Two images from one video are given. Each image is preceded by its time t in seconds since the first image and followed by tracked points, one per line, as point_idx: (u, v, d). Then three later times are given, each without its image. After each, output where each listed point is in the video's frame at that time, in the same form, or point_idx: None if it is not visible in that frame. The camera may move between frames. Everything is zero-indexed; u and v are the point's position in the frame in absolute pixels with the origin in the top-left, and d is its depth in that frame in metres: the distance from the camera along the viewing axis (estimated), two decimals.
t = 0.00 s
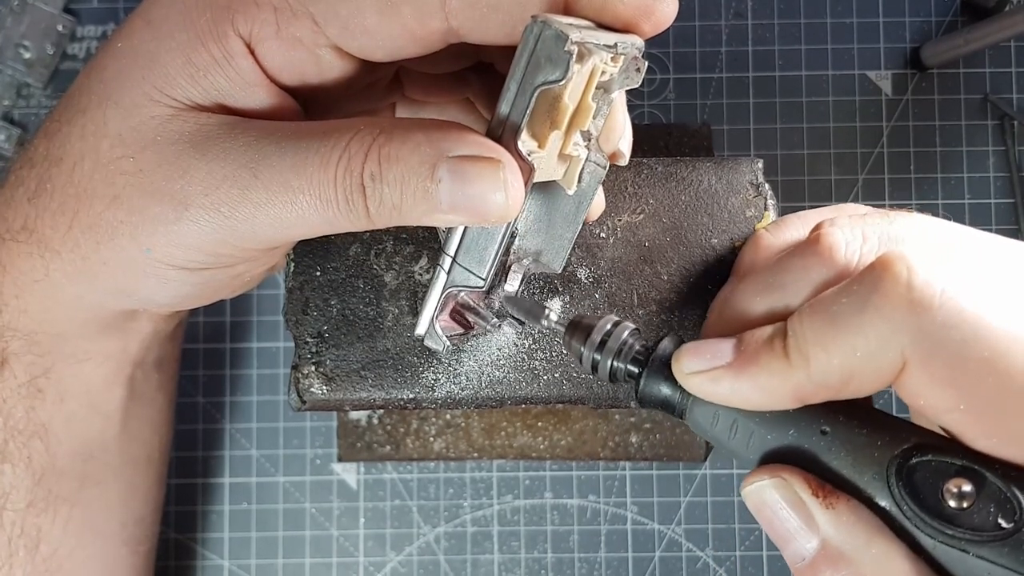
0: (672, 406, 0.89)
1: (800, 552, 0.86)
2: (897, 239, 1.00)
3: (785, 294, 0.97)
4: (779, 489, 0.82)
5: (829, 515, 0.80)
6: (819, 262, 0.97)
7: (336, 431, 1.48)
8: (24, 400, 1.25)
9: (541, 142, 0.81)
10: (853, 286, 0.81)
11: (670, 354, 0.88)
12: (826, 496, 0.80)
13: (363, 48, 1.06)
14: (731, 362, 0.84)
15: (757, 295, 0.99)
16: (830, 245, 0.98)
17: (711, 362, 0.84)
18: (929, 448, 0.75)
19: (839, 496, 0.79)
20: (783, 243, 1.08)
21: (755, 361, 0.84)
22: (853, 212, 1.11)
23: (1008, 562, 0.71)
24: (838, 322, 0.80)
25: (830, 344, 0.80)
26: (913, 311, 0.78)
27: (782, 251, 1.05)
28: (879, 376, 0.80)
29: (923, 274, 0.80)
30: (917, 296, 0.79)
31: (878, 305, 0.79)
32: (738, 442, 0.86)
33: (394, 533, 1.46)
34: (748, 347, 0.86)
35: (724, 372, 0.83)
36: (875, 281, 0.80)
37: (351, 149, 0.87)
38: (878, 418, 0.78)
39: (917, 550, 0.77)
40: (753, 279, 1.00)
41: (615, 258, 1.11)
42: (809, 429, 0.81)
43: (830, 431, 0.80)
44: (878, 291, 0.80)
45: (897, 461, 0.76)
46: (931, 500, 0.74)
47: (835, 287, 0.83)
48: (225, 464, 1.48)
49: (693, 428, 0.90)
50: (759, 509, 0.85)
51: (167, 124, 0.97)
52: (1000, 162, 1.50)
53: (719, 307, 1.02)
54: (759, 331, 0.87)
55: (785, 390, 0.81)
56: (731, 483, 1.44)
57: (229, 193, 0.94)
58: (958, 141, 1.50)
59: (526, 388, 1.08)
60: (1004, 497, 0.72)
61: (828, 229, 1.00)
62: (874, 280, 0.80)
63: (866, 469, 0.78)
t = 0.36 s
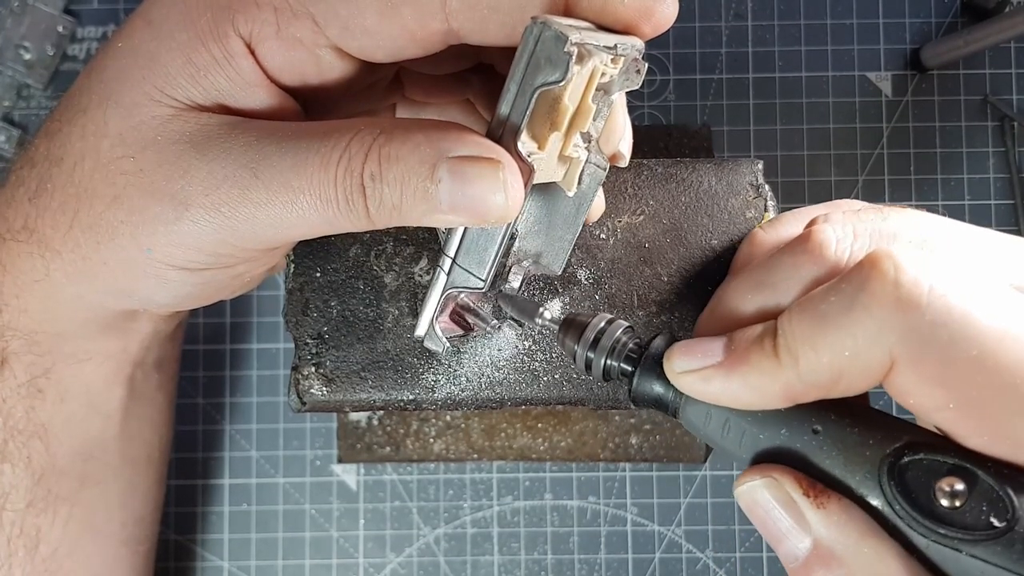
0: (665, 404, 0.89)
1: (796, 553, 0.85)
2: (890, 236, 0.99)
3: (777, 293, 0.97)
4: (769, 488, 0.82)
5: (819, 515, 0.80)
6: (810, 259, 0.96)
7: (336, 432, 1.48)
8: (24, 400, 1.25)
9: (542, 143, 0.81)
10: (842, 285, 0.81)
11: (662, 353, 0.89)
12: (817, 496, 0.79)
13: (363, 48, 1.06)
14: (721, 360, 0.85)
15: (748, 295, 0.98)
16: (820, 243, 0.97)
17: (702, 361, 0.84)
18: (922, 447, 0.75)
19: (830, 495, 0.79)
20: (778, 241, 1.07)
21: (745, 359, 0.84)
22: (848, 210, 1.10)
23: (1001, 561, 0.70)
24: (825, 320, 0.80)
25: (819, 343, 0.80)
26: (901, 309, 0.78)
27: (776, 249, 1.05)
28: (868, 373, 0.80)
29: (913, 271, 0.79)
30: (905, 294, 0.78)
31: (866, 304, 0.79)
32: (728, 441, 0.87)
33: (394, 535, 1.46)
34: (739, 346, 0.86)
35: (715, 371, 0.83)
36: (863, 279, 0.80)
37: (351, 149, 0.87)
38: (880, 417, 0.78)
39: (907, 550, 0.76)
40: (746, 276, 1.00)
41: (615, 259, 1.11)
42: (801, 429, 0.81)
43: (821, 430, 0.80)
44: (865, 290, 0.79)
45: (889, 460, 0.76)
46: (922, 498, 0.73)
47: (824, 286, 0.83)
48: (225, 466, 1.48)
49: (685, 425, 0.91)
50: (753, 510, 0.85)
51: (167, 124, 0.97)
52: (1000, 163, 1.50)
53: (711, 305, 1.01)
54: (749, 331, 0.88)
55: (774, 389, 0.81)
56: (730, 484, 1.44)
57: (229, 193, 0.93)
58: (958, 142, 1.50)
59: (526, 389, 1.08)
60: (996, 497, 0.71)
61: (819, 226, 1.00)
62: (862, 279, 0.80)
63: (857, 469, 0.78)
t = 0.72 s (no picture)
0: (687, 399, 0.89)
1: (824, 548, 0.85)
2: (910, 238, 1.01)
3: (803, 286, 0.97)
4: (801, 484, 0.81)
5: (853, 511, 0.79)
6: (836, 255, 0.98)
7: (336, 432, 1.48)
8: (23, 399, 1.25)
9: (541, 142, 0.81)
10: (879, 280, 0.82)
11: (688, 348, 0.89)
12: (851, 491, 0.79)
13: (363, 47, 1.06)
14: (753, 353, 0.85)
15: (776, 289, 0.99)
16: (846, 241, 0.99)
17: (733, 355, 0.84)
18: (954, 443, 0.74)
19: (864, 491, 0.78)
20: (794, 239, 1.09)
21: (777, 353, 0.83)
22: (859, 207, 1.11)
23: None
24: (865, 315, 0.80)
25: (858, 338, 0.80)
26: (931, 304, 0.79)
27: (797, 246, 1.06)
28: (909, 366, 0.81)
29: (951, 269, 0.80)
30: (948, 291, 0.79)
31: (909, 300, 0.79)
32: (756, 436, 0.86)
33: (394, 535, 1.46)
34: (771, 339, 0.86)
35: (748, 365, 0.83)
36: (904, 276, 0.80)
37: (351, 148, 0.87)
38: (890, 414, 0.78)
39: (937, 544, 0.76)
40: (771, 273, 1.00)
41: (615, 259, 1.11)
42: (832, 424, 0.81)
43: (852, 425, 0.80)
44: (909, 285, 0.80)
45: (921, 455, 0.75)
46: (953, 494, 0.73)
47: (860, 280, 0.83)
48: (224, 466, 1.48)
49: (710, 420, 0.90)
50: (781, 506, 0.84)
51: (167, 123, 0.97)
52: (1000, 163, 1.50)
53: (735, 299, 1.01)
54: (781, 323, 0.87)
55: (811, 381, 0.81)
56: (731, 484, 1.44)
57: (228, 192, 0.94)
58: (958, 142, 1.50)
59: (526, 389, 1.08)
60: None
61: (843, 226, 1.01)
62: (904, 274, 0.80)
63: (890, 463, 0.77)
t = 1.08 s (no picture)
0: (672, 391, 0.90)
1: (797, 545, 0.86)
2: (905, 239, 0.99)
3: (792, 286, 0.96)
4: (775, 483, 0.82)
5: (824, 511, 0.80)
6: (827, 255, 0.95)
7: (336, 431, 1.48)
8: (24, 399, 1.26)
9: (539, 140, 0.81)
10: (861, 283, 0.82)
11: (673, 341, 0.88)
12: (823, 493, 0.80)
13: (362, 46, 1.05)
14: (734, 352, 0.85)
15: (763, 288, 0.98)
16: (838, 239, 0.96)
17: (713, 353, 0.84)
18: (930, 449, 0.74)
19: (836, 492, 0.79)
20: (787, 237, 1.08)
21: (759, 354, 0.84)
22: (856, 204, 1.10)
23: (999, 564, 0.70)
24: (843, 319, 0.81)
25: (836, 340, 0.80)
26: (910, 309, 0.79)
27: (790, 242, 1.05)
28: (885, 373, 0.81)
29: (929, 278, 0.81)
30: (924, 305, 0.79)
31: (886, 305, 0.79)
32: (737, 432, 0.87)
33: (394, 534, 1.46)
34: (754, 338, 0.86)
35: (727, 363, 0.83)
36: (883, 281, 0.80)
37: (351, 148, 0.87)
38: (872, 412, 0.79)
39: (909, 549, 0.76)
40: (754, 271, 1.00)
41: (615, 259, 1.11)
42: (810, 424, 0.81)
43: (830, 426, 0.80)
44: (886, 292, 0.80)
45: (896, 461, 0.75)
46: (926, 499, 0.73)
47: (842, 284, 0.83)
48: (225, 465, 1.48)
49: (693, 415, 0.91)
50: (756, 502, 0.86)
51: (167, 123, 0.97)
52: (1000, 162, 1.50)
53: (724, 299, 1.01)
54: (764, 323, 0.88)
55: (787, 383, 0.81)
56: (731, 483, 1.44)
57: (229, 192, 0.94)
58: (958, 141, 1.50)
59: (526, 388, 1.08)
60: (1000, 502, 0.71)
61: (836, 222, 0.99)
62: (883, 280, 0.80)
63: (864, 468, 0.77)
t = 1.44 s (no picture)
0: (682, 407, 0.90)
1: (808, 565, 0.90)
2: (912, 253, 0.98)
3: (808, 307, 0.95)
4: (790, 509, 0.85)
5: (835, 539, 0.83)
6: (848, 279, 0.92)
7: (336, 431, 1.48)
8: (23, 396, 1.26)
9: (533, 137, 0.80)
10: (889, 316, 0.81)
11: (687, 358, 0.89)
12: (837, 521, 0.83)
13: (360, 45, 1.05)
14: (752, 373, 0.86)
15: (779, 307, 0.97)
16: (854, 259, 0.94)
17: (731, 374, 0.85)
18: (941, 476, 0.77)
19: (849, 521, 0.82)
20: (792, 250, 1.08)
21: (776, 375, 0.85)
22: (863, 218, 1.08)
23: None
24: (869, 353, 0.81)
25: (860, 371, 0.81)
26: (906, 307, 0.80)
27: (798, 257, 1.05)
28: (903, 404, 0.81)
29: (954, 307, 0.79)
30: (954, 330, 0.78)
31: (914, 341, 0.79)
32: (748, 450, 0.89)
33: (394, 533, 1.46)
34: (771, 360, 0.86)
35: (744, 385, 0.84)
36: (914, 317, 0.79)
37: (345, 145, 0.87)
38: (887, 438, 0.81)
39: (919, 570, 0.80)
40: (767, 286, 0.99)
41: (615, 258, 1.11)
42: (822, 448, 0.83)
43: (842, 451, 0.82)
44: (915, 325, 0.79)
45: (907, 488, 0.78)
46: (935, 525, 0.76)
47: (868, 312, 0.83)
48: (224, 464, 1.48)
49: (703, 431, 0.92)
50: (770, 524, 0.89)
51: (164, 121, 0.97)
52: (1000, 161, 1.50)
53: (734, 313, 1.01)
54: (783, 343, 0.87)
55: (807, 407, 0.82)
56: (731, 482, 1.44)
57: (223, 189, 0.94)
58: (958, 140, 1.50)
59: (526, 388, 1.08)
60: (1007, 530, 0.74)
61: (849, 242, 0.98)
62: (911, 315, 0.80)
63: (876, 493, 0.80)
